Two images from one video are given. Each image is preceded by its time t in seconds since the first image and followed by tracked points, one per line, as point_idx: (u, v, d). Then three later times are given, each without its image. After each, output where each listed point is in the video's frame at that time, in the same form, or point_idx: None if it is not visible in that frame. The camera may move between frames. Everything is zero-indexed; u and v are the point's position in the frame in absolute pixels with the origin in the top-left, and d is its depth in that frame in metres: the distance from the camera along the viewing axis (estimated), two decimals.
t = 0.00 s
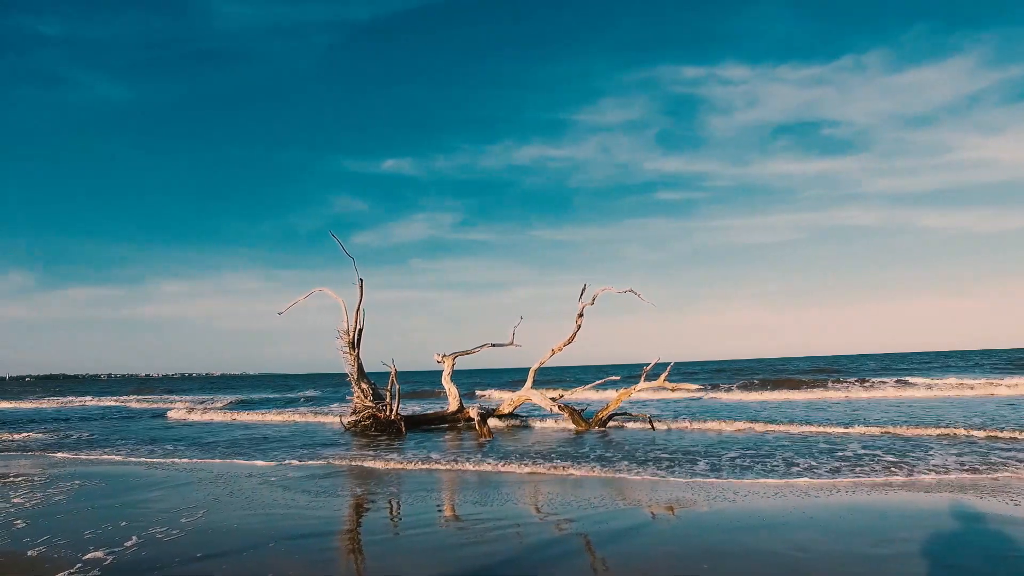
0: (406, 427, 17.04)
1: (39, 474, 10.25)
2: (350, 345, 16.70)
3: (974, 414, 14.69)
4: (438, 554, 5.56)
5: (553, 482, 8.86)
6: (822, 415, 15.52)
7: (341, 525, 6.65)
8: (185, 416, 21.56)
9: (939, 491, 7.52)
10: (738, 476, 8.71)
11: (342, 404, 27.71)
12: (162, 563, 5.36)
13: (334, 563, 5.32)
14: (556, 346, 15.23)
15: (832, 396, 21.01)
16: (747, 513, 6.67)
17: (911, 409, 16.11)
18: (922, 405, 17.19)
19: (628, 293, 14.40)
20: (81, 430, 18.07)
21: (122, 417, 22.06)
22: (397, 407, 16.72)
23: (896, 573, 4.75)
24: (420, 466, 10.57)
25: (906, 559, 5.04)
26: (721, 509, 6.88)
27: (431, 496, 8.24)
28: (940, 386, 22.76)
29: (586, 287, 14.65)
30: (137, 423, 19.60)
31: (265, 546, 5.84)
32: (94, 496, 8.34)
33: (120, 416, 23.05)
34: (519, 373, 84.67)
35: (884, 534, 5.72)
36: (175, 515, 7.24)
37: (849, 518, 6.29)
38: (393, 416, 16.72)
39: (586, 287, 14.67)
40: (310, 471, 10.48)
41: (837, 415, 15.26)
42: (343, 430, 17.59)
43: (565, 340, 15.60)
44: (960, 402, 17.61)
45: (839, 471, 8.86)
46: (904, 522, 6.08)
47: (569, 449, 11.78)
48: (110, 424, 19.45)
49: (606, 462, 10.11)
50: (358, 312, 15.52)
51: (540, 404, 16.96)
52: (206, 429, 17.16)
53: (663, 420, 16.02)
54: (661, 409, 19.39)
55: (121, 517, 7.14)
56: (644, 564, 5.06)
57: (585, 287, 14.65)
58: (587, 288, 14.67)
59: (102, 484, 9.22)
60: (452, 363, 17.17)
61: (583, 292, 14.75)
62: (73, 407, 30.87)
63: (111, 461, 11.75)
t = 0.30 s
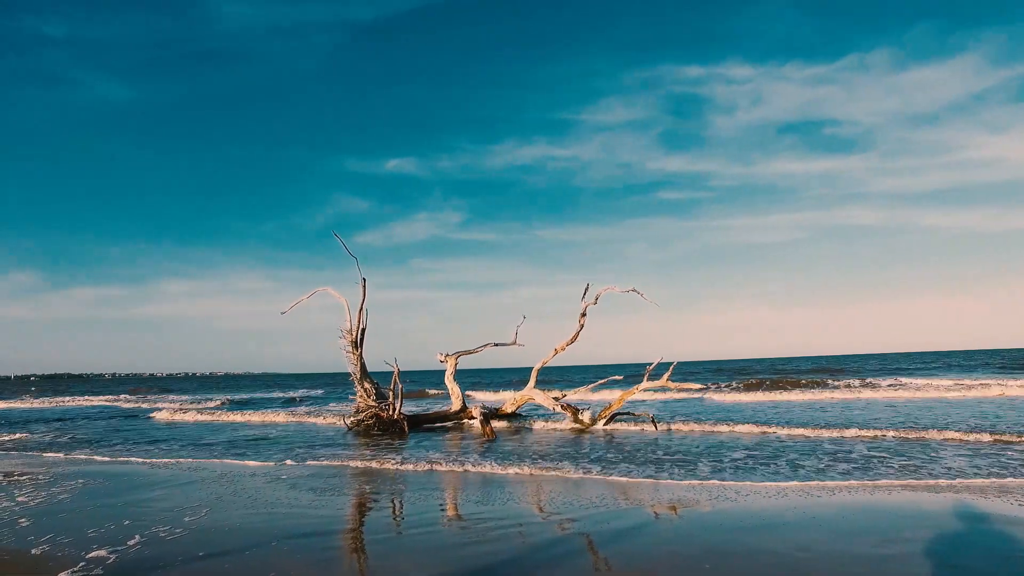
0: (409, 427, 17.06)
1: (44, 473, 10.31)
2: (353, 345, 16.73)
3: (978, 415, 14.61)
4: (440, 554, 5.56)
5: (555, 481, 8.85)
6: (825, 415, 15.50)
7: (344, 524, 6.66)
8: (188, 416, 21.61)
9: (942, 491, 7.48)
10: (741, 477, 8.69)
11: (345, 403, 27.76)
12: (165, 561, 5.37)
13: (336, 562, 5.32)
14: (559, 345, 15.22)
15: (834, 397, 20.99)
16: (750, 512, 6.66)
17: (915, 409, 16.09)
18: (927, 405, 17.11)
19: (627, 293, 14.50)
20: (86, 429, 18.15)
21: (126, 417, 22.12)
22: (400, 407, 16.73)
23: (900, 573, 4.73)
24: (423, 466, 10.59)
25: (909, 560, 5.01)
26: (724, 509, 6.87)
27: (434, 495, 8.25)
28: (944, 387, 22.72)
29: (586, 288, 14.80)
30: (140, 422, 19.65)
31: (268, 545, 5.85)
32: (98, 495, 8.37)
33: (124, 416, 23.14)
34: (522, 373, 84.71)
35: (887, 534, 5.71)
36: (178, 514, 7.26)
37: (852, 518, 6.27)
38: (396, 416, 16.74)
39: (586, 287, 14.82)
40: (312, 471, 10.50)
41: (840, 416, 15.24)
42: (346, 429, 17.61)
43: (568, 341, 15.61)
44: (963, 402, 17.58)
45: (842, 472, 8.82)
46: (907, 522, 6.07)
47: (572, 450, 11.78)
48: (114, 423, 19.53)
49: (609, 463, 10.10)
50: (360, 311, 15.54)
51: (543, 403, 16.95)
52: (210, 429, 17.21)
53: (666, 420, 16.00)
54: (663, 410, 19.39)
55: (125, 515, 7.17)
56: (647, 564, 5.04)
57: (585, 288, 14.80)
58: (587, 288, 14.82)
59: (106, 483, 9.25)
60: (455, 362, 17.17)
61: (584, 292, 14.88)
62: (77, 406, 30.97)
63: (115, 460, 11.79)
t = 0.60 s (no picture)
0: (411, 426, 17.07)
1: (47, 472, 10.33)
2: (356, 344, 16.73)
3: (982, 416, 14.53)
4: (442, 554, 5.55)
5: (557, 480, 8.85)
6: (827, 416, 15.47)
7: (345, 524, 6.64)
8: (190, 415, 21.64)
9: (944, 491, 7.46)
10: (744, 478, 8.66)
11: (347, 403, 27.80)
12: (165, 561, 5.37)
13: (338, 562, 5.31)
14: (562, 345, 15.19)
15: (836, 397, 20.99)
16: (751, 512, 6.64)
17: (917, 410, 16.06)
18: (930, 406, 17.05)
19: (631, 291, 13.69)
20: (88, 429, 18.20)
21: (129, 416, 22.17)
22: (402, 406, 16.75)
23: (904, 573, 4.71)
24: (424, 466, 10.60)
25: (911, 560, 5.00)
26: (726, 509, 6.84)
27: (435, 494, 8.25)
28: (947, 388, 22.67)
29: (591, 288, 14.27)
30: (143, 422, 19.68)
31: (268, 545, 5.85)
32: (100, 494, 8.39)
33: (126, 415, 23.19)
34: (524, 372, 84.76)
35: (890, 534, 5.68)
36: (179, 513, 7.27)
37: (855, 519, 6.24)
38: (398, 415, 16.75)
39: (591, 287, 14.29)
40: (315, 470, 10.51)
41: (843, 417, 15.21)
42: (348, 428, 17.62)
43: (570, 341, 15.61)
44: (965, 402, 17.56)
45: (845, 473, 8.79)
46: (911, 522, 6.04)
47: (574, 450, 11.77)
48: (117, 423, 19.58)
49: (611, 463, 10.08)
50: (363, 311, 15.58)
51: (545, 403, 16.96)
52: (212, 429, 17.25)
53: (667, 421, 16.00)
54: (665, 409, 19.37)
55: (127, 514, 7.19)
56: (648, 564, 5.02)
57: (590, 287, 14.27)
58: (592, 288, 14.28)
59: (109, 482, 9.27)
60: (457, 362, 17.17)
61: (588, 292, 14.37)
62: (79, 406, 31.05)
63: (118, 459, 11.83)
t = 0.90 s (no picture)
0: (412, 425, 17.08)
1: (49, 471, 10.34)
2: (357, 343, 16.73)
3: (984, 417, 14.50)
4: (444, 553, 5.54)
5: (558, 480, 8.84)
6: (830, 417, 15.46)
7: (347, 523, 6.63)
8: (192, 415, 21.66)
9: (946, 491, 7.44)
10: (745, 478, 8.65)
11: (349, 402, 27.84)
12: (167, 560, 5.37)
13: (339, 562, 5.30)
14: (563, 344, 15.18)
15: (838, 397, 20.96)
16: (753, 512, 6.63)
17: (919, 411, 16.05)
18: (932, 407, 17.02)
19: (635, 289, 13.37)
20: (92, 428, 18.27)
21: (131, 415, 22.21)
22: (403, 405, 16.76)
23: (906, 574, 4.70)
24: (426, 466, 10.62)
25: (912, 560, 4.98)
26: (727, 509, 6.83)
27: (437, 494, 8.24)
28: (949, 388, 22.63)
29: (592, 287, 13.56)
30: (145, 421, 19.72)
31: (270, 544, 5.85)
32: (102, 493, 8.40)
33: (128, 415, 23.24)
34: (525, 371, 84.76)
35: (892, 534, 5.68)
36: (181, 511, 7.27)
37: (857, 519, 6.23)
38: (400, 414, 16.76)
39: (592, 287, 13.59)
40: (317, 469, 10.54)
41: (845, 418, 15.20)
42: (350, 427, 17.64)
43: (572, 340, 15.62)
44: (967, 403, 17.54)
45: (847, 473, 8.77)
46: (913, 523, 6.03)
47: (575, 450, 11.76)
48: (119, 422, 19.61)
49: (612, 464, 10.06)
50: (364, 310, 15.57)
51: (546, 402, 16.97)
52: (214, 428, 17.28)
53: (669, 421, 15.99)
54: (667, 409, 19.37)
55: (129, 513, 7.19)
56: (650, 564, 5.01)
57: (591, 287, 13.58)
58: (593, 288, 13.59)
59: (110, 481, 9.27)
60: (459, 361, 17.18)
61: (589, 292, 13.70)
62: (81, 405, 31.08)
63: (120, 458, 11.84)
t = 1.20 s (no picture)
0: (414, 424, 17.11)
1: (52, 469, 10.38)
2: (359, 343, 16.74)
3: (986, 418, 14.48)
4: (446, 553, 5.53)
5: (560, 480, 8.84)
6: (832, 418, 15.44)
7: (348, 522, 6.64)
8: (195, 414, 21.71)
9: (948, 491, 7.43)
10: (747, 478, 8.65)
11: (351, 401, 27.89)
12: (169, 559, 5.37)
13: (341, 560, 5.31)
14: (565, 344, 15.20)
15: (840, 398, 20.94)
16: (755, 512, 6.61)
17: (921, 412, 16.01)
18: (935, 408, 16.98)
19: (639, 289, 13.29)
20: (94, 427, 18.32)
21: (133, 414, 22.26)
22: (405, 404, 16.79)
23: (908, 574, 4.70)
24: (428, 465, 10.64)
25: (914, 560, 4.97)
26: (729, 509, 6.82)
27: (438, 493, 8.24)
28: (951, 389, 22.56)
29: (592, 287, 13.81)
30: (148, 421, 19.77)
31: (272, 543, 5.86)
32: (105, 492, 8.42)
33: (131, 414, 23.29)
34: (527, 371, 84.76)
35: (894, 534, 5.67)
36: (183, 510, 7.28)
37: (859, 519, 6.21)
38: (402, 414, 16.79)
39: (592, 287, 13.85)
40: (319, 468, 10.56)
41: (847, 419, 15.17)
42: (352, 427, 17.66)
43: (573, 340, 15.62)
44: (970, 405, 17.49)
45: (849, 474, 8.76)
46: (915, 523, 6.02)
47: (577, 450, 11.76)
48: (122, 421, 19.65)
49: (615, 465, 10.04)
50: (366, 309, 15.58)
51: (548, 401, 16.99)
52: (217, 427, 17.30)
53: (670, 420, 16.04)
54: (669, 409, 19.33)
55: (132, 512, 7.20)
56: (652, 564, 5.00)
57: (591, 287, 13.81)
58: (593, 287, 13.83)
59: (113, 480, 9.29)
60: (461, 361, 17.19)
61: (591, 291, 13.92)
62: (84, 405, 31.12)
63: (122, 457, 11.86)
